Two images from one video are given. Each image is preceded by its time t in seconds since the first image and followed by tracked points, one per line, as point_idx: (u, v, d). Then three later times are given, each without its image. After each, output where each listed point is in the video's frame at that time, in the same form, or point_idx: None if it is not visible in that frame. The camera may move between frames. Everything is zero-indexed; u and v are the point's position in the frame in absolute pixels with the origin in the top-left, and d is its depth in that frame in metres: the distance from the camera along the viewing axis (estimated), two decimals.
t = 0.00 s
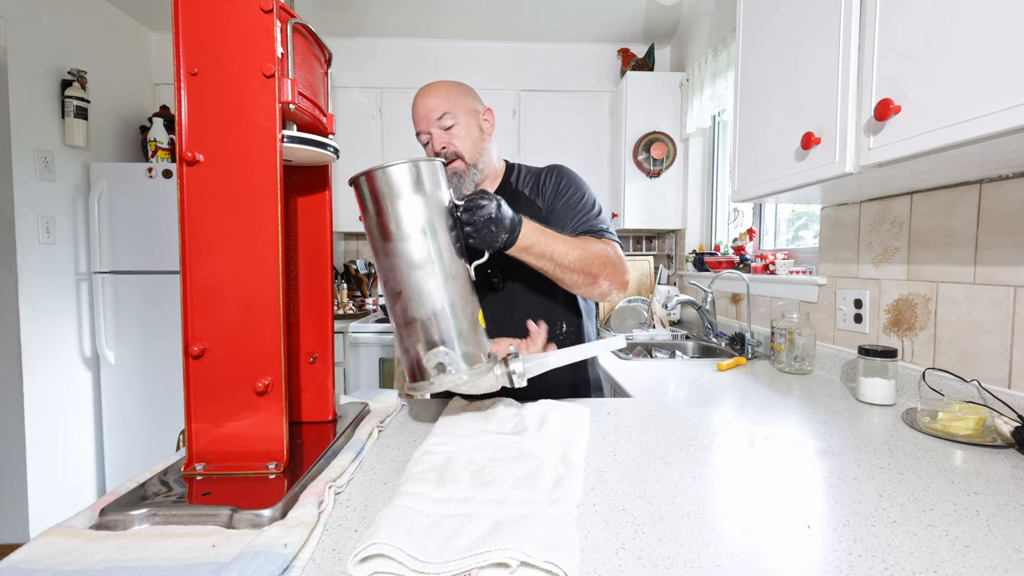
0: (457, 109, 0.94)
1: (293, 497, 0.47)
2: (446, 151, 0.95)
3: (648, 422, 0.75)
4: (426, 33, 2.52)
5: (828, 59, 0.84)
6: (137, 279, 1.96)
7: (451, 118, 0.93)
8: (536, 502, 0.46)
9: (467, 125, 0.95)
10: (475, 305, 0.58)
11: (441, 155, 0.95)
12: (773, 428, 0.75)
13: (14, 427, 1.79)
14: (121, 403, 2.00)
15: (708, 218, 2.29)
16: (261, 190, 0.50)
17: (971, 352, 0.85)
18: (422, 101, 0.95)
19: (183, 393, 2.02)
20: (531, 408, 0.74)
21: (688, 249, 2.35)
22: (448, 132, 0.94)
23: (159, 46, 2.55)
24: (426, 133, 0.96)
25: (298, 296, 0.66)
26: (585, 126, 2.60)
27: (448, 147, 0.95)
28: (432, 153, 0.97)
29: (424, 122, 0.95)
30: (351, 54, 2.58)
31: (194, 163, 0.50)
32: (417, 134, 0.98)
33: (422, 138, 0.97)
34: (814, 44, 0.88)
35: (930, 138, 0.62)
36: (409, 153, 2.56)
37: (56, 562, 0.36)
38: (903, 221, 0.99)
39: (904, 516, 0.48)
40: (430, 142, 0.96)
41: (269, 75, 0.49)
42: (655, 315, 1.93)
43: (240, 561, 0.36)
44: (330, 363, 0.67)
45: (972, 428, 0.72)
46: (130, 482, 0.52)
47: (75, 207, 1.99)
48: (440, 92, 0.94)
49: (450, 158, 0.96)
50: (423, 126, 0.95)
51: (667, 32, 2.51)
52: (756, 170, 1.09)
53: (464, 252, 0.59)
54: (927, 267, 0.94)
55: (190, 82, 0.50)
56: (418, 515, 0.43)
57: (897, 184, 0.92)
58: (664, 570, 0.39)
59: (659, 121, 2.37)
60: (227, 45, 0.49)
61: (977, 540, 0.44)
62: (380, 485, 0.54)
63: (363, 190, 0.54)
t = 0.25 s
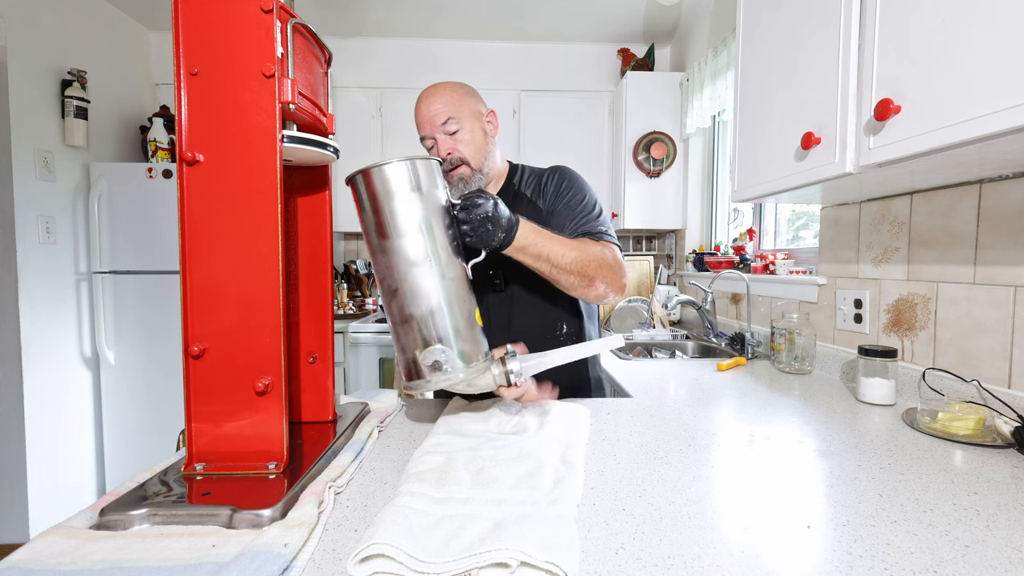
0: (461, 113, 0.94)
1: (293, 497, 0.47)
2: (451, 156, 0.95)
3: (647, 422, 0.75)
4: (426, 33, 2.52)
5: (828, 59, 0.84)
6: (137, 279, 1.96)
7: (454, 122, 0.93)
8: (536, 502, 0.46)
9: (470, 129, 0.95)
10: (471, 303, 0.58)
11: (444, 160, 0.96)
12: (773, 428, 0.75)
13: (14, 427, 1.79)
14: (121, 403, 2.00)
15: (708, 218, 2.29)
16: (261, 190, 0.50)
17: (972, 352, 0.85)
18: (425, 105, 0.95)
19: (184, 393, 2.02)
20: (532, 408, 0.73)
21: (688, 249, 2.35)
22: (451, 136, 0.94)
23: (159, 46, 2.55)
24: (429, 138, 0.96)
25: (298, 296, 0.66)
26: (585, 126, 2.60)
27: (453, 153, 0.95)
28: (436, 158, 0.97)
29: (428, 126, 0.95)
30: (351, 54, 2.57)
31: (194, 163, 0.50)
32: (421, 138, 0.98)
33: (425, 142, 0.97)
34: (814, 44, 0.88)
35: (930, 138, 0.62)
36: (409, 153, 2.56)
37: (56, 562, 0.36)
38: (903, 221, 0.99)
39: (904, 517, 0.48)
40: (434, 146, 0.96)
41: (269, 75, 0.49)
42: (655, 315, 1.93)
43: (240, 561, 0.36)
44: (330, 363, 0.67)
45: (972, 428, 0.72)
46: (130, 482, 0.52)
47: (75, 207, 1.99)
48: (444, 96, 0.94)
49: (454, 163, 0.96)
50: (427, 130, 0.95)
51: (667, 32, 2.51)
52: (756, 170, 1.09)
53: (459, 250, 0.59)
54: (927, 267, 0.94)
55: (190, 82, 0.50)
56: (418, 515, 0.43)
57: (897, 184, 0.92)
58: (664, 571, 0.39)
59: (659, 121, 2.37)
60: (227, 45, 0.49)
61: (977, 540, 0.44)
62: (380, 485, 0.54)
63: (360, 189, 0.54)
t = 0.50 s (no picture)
0: (468, 110, 0.94)
1: (293, 497, 0.47)
2: (455, 152, 0.94)
3: (647, 422, 0.75)
4: (426, 33, 2.52)
5: (828, 59, 0.84)
6: (137, 280, 1.96)
7: (460, 118, 0.93)
8: (537, 502, 0.46)
9: (476, 126, 0.95)
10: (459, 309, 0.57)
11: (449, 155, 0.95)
12: (773, 427, 0.75)
13: (14, 427, 1.79)
14: (121, 403, 2.00)
15: (708, 218, 2.29)
16: (260, 190, 0.50)
17: (972, 352, 0.85)
18: (433, 100, 0.95)
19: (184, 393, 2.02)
20: (531, 409, 0.74)
21: (688, 249, 2.35)
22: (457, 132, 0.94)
23: (159, 46, 2.55)
24: (435, 133, 0.96)
25: (298, 296, 0.66)
26: (585, 126, 2.60)
27: (457, 149, 0.94)
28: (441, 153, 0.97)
29: (434, 121, 0.94)
30: (351, 54, 2.57)
31: (194, 163, 0.50)
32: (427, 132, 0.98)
33: (431, 137, 0.97)
34: (814, 44, 0.88)
35: (930, 138, 0.62)
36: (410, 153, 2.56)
37: (56, 562, 0.36)
38: (903, 221, 0.99)
39: (904, 516, 0.48)
40: (440, 142, 0.96)
41: (269, 75, 0.49)
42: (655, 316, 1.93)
43: (240, 561, 0.36)
44: (329, 363, 0.67)
45: (972, 428, 0.72)
46: (130, 482, 0.52)
47: (75, 207, 1.99)
48: (451, 92, 0.94)
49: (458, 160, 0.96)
50: (433, 125, 0.95)
51: (667, 32, 2.51)
52: (756, 170, 1.09)
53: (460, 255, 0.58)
54: (927, 267, 0.94)
55: (190, 82, 0.50)
56: (418, 515, 0.43)
57: (897, 184, 0.92)
58: (664, 571, 0.39)
59: (659, 121, 2.37)
60: (227, 45, 0.49)
61: (977, 540, 0.44)
62: (380, 485, 0.54)
63: (379, 172, 0.54)
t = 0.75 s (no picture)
0: (472, 102, 0.95)
1: (293, 497, 0.47)
2: (457, 143, 0.96)
3: (647, 423, 0.75)
4: (426, 33, 2.52)
5: (828, 59, 0.84)
6: (137, 280, 1.96)
7: (464, 110, 0.94)
8: (536, 502, 0.46)
9: (480, 118, 0.96)
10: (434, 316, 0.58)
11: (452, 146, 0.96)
12: (773, 428, 0.75)
13: (14, 427, 1.79)
14: (121, 403, 1.99)
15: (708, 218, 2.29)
16: (260, 190, 0.50)
17: (972, 352, 0.85)
18: (440, 91, 0.96)
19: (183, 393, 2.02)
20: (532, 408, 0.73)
21: (688, 249, 2.35)
22: (460, 123, 0.95)
23: (159, 46, 2.55)
24: (440, 124, 0.97)
25: (298, 296, 0.66)
26: (585, 126, 2.60)
27: (459, 140, 0.95)
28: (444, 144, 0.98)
29: (439, 112, 0.96)
30: (351, 54, 2.57)
31: (194, 163, 0.50)
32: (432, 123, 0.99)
33: (436, 128, 0.99)
34: (814, 44, 0.88)
35: (930, 138, 0.62)
36: (410, 153, 2.56)
37: (56, 562, 0.36)
38: (903, 221, 0.99)
39: (904, 517, 0.48)
40: (443, 133, 0.97)
41: (269, 75, 0.49)
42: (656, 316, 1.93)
43: (240, 561, 0.36)
44: (329, 363, 0.67)
45: (972, 428, 0.72)
46: (130, 482, 0.52)
47: (75, 207, 1.99)
48: (457, 84, 0.95)
49: (460, 151, 0.97)
50: (438, 117, 0.97)
51: (667, 32, 2.51)
52: (756, 170, 1.09)
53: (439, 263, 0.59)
54: (927, 267, 0.94)
55: (190, 82, 0.50)
56: (418, 515, 0.43)
57: (897, 185, 0.92)
58: (664, 571, 0.39)
59: (659, 121, 2.37)
60: (227, 45, 0.49)
61: (977, 540, 0.44)
62: (380, 485, 0.54)
63: (368, 177, 0.55)
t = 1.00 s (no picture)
0: (468, 100, 0.95)
1: (293, 497, 0.47)
2: (452, 140, 0.96)
3: (647, 423, 0.75)
4: (426, 33, 2.52)
5: (828, 58, 0.84)
6: (137, 279, 1.96)
7: (459, 108, 0.95)
8: (537, 502, 0.46)
9: (475, 116, 0.96)
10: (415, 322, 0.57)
11: (447, 143, 0.97)
12: (773, 427, 0.75)
13: (14, 427, 1.79)
14: (121, 404, 1.99)
15: (708, 218, 2.29)
16: (260, 190, 0.50)
17: (972, 352, 0.85)
18: (437, 89, 0.97)
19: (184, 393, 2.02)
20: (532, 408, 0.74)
21: (688, 249, 2.35)
22: (456, 121, 0.96)
23: (159, 46, 2.55)
24: (436, 122, 0.98)
25: (298, 295, 0.66)
26: (585, 126, 2.60)
27: (454, 138, 0.96)
28: (440, 142, 0.99)
29: (435, 109, 0.97)
30: (352, 54, 2.57)
31: (194, 163, 0.50)
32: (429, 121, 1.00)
33: (433, 126, 0.99)
34: (813, 44, 0.88)
35: (930, 138, 0.62)
36: (410, 153, 2.56)
37: (56, 562, 0.36)
38: (903, 221, 0.99)
39: (904, 517, 0.48)
40: (440, 131, 0.98)
41: (269, 75, 0.49)
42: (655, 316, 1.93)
43: (240, 561, 0.36)
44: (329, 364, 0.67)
45: (972, 428, 0.72)
46: (130, 482, 0.52)
47: (75, 207, 1.99)
48: (454, 82, 0.96)
49: (455, 149, 0.97)
50: (434, 114, 0.97)
51: (667, 32, 2.51)
52: (756, 170, 1.09)
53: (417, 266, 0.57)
54: (927, 267, 0.94)
55: (190, 82, 0.50)
56: (418, 515, 0.43)
57: (897, 185, 0.92)
58: (664, 570, 0.39)
59: (659, 121, 2.37)
60: (226, 45, 0.49)
61: (977, 540, 0.44)
62: (380, 485, 0.54)
63: (343, 177, 0.53)
